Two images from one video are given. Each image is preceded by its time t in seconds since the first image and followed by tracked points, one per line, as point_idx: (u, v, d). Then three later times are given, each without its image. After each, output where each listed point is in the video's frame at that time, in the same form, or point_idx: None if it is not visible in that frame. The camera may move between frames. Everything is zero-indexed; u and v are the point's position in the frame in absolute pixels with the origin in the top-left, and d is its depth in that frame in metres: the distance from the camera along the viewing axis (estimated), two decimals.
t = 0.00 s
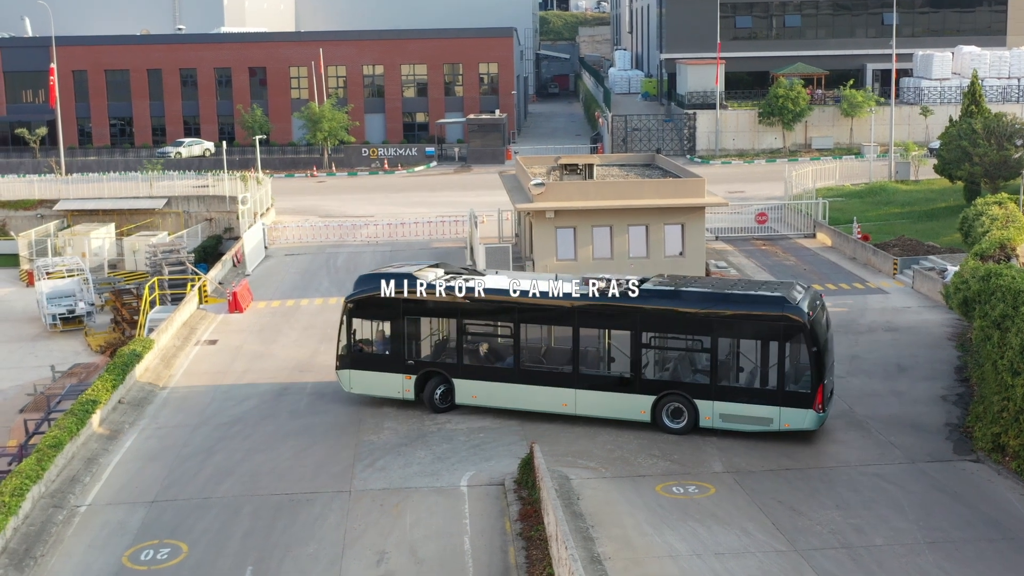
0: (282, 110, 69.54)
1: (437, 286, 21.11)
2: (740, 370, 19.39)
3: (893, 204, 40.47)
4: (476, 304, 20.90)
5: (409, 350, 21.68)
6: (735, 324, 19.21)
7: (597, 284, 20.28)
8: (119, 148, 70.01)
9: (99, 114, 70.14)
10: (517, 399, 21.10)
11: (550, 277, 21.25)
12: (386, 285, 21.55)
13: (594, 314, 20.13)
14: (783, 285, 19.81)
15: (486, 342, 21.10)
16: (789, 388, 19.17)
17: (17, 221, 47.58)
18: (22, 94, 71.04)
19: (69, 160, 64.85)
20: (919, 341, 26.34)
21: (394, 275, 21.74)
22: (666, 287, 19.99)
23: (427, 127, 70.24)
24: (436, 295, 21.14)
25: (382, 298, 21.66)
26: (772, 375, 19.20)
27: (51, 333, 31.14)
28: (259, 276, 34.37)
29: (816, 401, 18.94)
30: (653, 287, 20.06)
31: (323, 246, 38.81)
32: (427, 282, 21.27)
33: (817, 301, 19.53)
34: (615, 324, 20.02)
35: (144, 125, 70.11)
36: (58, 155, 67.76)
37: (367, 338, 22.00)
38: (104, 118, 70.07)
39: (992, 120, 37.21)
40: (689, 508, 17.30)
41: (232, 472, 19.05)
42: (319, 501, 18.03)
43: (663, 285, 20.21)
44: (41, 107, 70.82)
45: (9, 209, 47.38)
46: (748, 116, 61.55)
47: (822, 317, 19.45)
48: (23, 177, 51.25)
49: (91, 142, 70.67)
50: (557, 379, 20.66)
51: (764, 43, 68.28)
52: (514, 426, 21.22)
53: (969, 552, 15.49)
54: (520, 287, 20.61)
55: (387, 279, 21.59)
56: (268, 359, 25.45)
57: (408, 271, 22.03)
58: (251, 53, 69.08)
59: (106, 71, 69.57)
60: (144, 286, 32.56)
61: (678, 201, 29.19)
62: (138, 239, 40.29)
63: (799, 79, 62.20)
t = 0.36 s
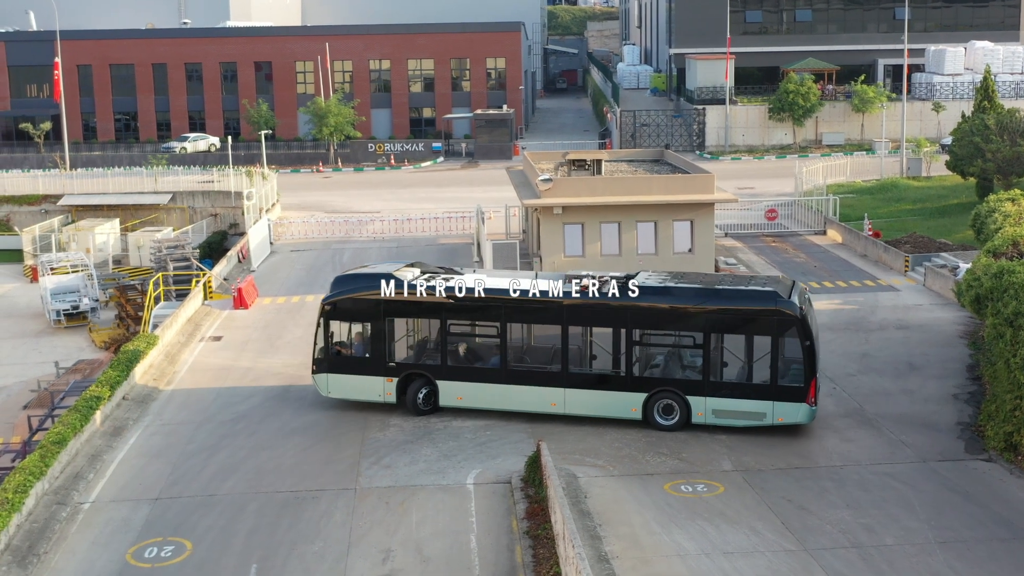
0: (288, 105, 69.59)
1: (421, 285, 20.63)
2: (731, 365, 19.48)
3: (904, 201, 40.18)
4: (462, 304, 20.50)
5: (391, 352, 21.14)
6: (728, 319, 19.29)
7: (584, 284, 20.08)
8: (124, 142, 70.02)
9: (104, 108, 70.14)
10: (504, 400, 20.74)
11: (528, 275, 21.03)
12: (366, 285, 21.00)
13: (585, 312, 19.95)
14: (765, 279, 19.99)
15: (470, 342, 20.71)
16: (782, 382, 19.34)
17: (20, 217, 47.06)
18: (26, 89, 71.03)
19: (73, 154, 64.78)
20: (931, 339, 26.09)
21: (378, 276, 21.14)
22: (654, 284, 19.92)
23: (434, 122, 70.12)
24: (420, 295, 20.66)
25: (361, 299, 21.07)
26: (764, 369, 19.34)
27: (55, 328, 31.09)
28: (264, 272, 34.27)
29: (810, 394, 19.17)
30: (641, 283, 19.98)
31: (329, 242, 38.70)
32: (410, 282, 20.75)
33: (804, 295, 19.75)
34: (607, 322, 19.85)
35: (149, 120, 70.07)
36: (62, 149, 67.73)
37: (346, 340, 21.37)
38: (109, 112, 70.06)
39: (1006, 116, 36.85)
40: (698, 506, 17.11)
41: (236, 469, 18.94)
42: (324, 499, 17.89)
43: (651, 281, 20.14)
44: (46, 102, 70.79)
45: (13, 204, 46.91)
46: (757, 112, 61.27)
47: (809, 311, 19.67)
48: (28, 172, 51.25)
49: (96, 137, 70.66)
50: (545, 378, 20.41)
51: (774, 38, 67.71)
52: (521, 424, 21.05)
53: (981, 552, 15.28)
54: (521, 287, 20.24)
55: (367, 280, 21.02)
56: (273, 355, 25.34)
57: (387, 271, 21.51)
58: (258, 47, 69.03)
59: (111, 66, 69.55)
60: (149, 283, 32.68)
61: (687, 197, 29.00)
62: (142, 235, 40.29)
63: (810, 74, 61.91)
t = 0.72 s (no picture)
0: (296, 99, 69.48)
1: (411, 286, 20.06)
2: (727, 361, 19.44)
3: (919, 197, 39.87)
4: (453, 304, 20.01)
5: (378, 355, 20.55)
6: (724, 315, 19.23)
7: (580, 283, 19.79)
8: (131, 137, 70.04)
9: (111, 103, 70.18)
10: (495, 401, 20.36)
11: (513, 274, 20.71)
12: (352, 286, 20.32)
13: (581, 310, 19.66)
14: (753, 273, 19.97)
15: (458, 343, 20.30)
16: (777, 377, 19.40)
17: (27, 212, 47.58)
18: (33, 84, 71.00)
19: (80, 149, 64.71)
20: (946, 337, 25.82)
21: (368, 276, 20.47)
22: (648, 280, 19.72)
23: (443, 117, 70.00)
24: (410, 297, 20.10)
25: (346, 301, 20.36)
26: (760, 364, 19.36)
27: (62, 324, 31.03)
28: (272, 268, 34.18)
29: (806, 388, 19.29)
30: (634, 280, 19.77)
31: (337, 238, 38.56)
32: (398, 283, 20.14)
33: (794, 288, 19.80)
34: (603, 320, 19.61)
35: (156, 115, 70.05)
36: (69, 144, 67.69)
37: (329, 344, 20.68)
38: (116, 107, 70.07)
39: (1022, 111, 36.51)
40: (709, 505, 16.91)
41: (244, 467, 18.81)
42: (332, 496, 17.75)
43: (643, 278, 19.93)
44: (52, 96, 70.74)
45: (19, 199, 47.39)
46: (770, 107, 60.96)
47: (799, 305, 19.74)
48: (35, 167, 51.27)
49: (103, 132, 70.66)
50: (538, 378, 20.08)
51: (787, 33, 67.45)
52: (531, 421, 20.87)
53: (997, 553, 15.05)
54: (522, 286, 19.83)
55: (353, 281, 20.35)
56: (281, 352, 25.21)
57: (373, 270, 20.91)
58: (267, 41, 68.99)
59: (118, 60, 69.54)
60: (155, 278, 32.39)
61: (699, 192, 28.85)
62: (149, 231, 40.24)
63: (824, 69, 61.54)
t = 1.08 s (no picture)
0: (305, 94, 69.46)
1: (404, 287, 19.55)
2: (724, 357, 19.28)
3: (935, 193, 39.55)
4: (446, 305, 19.54)
5: (368, 358, 19.97)
6: (721, 311, 19.06)
7: (578, 282, 19.48)
8: (140, 132, 70.07)
9: (120, 97, 70.22)
10: (488, 403, 19.94)
11: (500, 273, 20.38)
12: (341, 287, 19.75)
13: (578, 309, 19.35)
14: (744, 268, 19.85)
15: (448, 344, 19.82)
16: (775, 372, 19.30)
17: (35, 207, 47.78)
18: (42, 78, 71.07)
19: (88, 144, 64.73)
20: (962, 335, 25.53)
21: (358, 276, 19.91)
22: (643, 277, 19.50)
23: (454, 112, 69.91)
24: (402, 298, 19.57)
25: (334, 304, 19.74)
26: (756, 359, 19.25)
27: (70, 320, 31.00)
28: (281, 264, 34.10)
29: (804, 382, 19.23)
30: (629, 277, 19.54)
31: (347, 234, 38.46)
32: (390, 284, 19.62)
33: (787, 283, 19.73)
34: (599, 318, 19.33)
35: (165, 110, 70.09)
36: (78, 138, 67.79)
37: (315, 347, 20.05)
38: (125, 102, 70.11)
39: None
40: (722, 504, 16.72)
41: (253, 464, 18.69)
42: (341, 494, 17.61)
43: (638, 275, 19.69)
44: (61, 90, 70.78)
45: (28, 193, 47.59)
46: (784, 102, 60.63)
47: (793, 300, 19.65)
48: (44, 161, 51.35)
49: (112, 126, 70.70)
50: (532, 378, 19.71)
51: (802, 27, 67.13)
52: (542, 418, 20.68)
53: (1014, 553, 14.82)
54: (522, 286, 19.47)
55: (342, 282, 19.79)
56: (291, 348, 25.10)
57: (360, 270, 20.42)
58: (276, 35, 68.97)
59: (127, 54, 69.63)
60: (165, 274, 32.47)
61: (711, 188, 28.70)
62: (158, 226, 40.23)
63: (838, 64, 61.16)
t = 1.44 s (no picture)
0: (315, 90, 69.50)
1: (400, 287, 19.10)
2: (722, 352, 19.23)
3: (951, 190, 39.24)
4: (442, 305, 19.12)
5: (360, 360, 19.44)
6: (720, 307, 19.00)
7: (577, 281, 19.24)
8: (149, 127, 70.17)
9: (129, 92, 70.26)
10: (483, 404, 19.58)
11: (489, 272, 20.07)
12: (333, 288, 19.19)
13: (578, 307, 19.10)
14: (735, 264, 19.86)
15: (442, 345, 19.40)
16: (772, 368, 19.33)
17: (44, 202, 47.68)
18: (51, 73, 71.20)
19: (96, 139, 64.76)
20: (979, 333, 25.26)
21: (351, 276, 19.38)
22: (638, 274, 19.39)
23: (464, 108, 69.76)
24: (398, 298, 19.11)
25: (326, 305, 19.17)
26: (754, 355, 19.24)
27: (78, 316, 30.97)
28: (290, 260, 34.08)
29: (801, 377, 19.29)
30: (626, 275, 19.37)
31: (357, 230, 38.35)
32: (386, 284, 19.16)
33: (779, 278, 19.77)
34: (598, 316, 19.13)
35: (175, 105, 70.19)
36: (87, 133, 67.90)
37: (303, 350, 19.45)
38: (134, 97, 70.19)
39: None
40: (735, 503, 16.51)
41: (262, 462, 18.56)
42: (351, 491, 17.47)
43: (633, 272, 19.54)
44: (70, 85, 70.86)
45: (36, 189, 47.47)
46: (799, 98, 60.29)
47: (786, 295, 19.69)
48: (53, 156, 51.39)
49: (121, 121, 70.78)
50: (528, 378, 19.41)
51: (817, 22, 66.61)
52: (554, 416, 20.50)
53: None
54: (522, 285, 19.15)
55: (335, 283, 19.23)
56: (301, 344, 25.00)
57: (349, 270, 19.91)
58: (286, 30, 68.93)
59: (136, 49, 69.69)
60: (174, 270, 32.57)
61: (724, 184, 28.66)
62: (167, 222, 40.28)
63: (853, 59, 60.80)
